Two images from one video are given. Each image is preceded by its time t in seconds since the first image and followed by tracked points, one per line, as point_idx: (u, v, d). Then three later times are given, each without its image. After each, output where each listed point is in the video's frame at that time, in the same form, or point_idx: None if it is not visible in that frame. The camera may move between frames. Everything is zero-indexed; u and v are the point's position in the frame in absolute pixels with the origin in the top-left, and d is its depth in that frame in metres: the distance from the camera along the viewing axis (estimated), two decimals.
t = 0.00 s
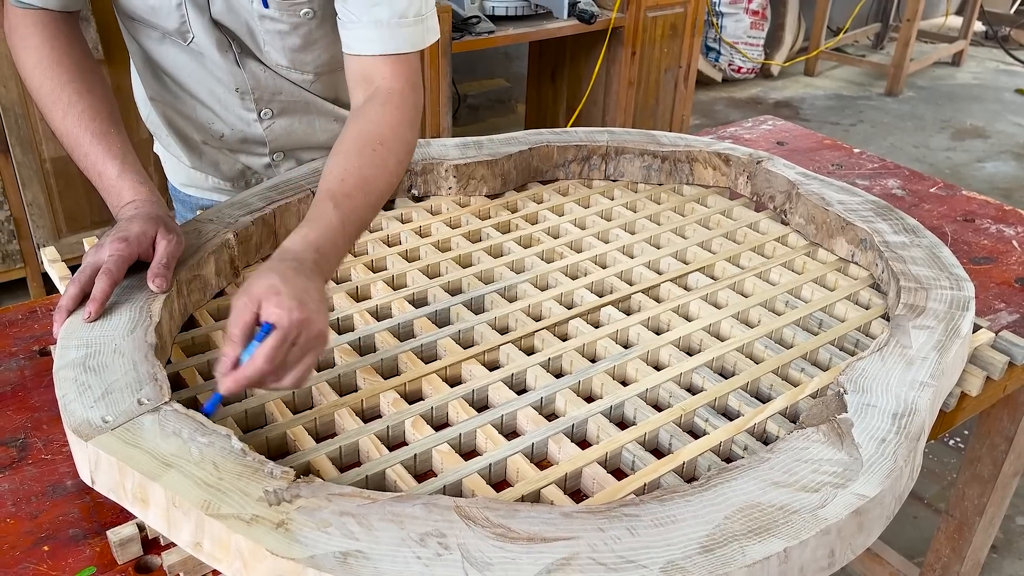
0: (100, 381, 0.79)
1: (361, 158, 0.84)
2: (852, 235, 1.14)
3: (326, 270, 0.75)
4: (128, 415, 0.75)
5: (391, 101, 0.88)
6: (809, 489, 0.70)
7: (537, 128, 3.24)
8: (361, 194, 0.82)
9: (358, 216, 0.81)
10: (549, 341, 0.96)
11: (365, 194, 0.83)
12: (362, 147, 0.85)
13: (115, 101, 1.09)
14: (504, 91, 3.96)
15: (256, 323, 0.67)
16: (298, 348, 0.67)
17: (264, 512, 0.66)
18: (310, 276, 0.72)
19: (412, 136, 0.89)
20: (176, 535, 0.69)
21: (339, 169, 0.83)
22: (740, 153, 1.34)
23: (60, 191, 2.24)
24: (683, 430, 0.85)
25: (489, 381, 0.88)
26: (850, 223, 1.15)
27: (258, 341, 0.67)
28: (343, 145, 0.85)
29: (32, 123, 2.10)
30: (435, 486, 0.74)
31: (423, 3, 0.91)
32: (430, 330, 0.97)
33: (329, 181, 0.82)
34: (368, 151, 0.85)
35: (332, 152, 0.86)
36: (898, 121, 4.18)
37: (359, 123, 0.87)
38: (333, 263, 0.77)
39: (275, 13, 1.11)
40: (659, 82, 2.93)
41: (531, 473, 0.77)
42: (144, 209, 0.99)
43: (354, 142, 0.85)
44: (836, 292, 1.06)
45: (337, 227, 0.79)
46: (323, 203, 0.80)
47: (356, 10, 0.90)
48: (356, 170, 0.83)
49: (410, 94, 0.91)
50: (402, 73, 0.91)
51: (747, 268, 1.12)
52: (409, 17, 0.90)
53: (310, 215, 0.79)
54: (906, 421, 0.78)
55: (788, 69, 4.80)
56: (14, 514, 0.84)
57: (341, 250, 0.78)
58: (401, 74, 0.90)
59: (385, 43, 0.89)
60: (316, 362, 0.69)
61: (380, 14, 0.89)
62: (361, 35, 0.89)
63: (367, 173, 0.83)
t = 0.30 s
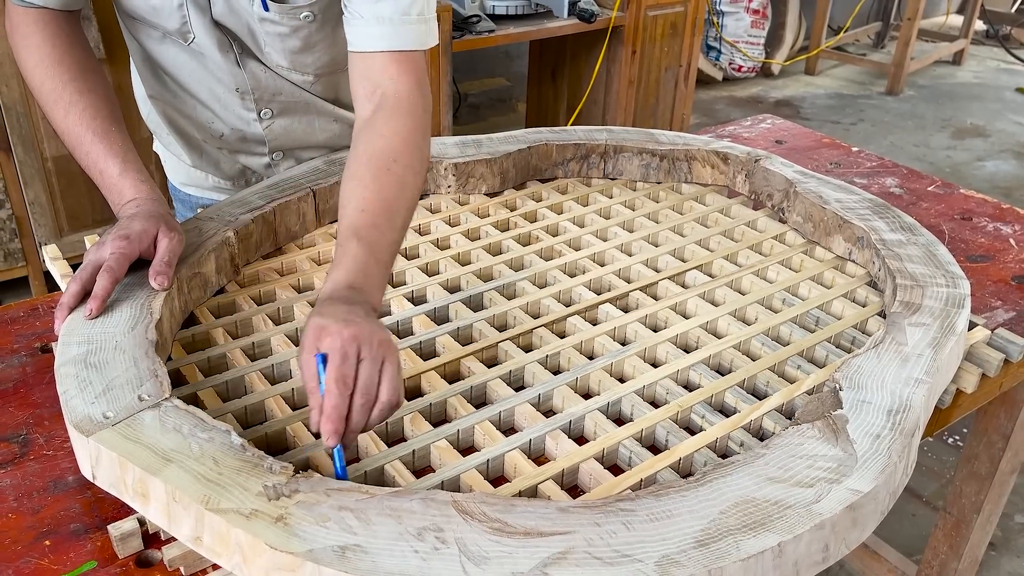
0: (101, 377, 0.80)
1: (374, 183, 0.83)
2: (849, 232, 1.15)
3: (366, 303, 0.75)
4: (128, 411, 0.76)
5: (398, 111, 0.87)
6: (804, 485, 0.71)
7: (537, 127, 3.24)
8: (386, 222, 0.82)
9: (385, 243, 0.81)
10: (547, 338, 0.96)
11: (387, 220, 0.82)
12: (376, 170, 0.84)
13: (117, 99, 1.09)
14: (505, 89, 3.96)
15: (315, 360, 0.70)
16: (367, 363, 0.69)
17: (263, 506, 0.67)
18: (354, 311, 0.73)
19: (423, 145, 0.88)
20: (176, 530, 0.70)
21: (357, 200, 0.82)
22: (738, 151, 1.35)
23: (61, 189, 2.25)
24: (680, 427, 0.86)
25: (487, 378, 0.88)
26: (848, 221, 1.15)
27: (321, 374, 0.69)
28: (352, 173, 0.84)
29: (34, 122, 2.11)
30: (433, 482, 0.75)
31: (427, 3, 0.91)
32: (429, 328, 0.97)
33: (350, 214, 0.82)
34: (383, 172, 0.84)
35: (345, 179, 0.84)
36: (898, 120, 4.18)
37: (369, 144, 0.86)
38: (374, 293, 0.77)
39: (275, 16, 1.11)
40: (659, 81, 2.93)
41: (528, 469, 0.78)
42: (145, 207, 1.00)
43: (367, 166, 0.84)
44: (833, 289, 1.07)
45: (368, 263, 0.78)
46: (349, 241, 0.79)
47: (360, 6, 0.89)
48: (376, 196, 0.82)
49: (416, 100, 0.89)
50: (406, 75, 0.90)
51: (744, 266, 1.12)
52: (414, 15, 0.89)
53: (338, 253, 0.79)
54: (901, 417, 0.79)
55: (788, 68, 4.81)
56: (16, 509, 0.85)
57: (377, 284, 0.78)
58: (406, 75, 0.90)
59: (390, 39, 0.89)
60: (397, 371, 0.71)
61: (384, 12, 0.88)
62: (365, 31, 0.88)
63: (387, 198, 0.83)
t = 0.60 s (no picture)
0: (104, 374, 0.80)
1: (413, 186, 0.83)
2: (849, 230, 1.15)
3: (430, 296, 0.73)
4: (132, 407, 0.76)
5: (425, 120, 0.88)
6: (804, 481, 0.71)
7: (539, 125, 3.24)
8: (431, 221, 0.81)
9: (433, 238, 0.79)
10: (549, 335, 0.96)
11: (431, 218, 0.81)
12: (411, 176, 0.84)
13: (118, 97, 1.10)
14: (506, 87, 3.96)
15: (405, 360, 0.65)
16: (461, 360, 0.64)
17: (266, 502, 0.67)
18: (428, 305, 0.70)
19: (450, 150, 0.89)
20: (179, 525, 0.70)
21: (397, 205, 0.81)
22: (739, 149, 1.35)
23: (63, 187, 2.25)
24: (680, 424, 0.86)
25: (489, 375, 0.89)
26: (849, 219, 1.16)
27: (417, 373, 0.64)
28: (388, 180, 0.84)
29: (36, 119, 2.12)
30: (435, 478, 0.75)
31: (438, 14, 0.92)
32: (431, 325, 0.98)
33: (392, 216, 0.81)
34: (422, 177, 0.84)
35: (382, 187, 0.84)
36: (899, 118, 4.18)
37: (399, 152, 0.86)
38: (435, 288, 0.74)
39: (275, 20, 1.12)
40: (660, 78, 2.93)
41: (530, 465, 0.78)
42: (148, 205, 1.00)
43: (403, 172, 0.84)
44: (834, 287, 1.07)
45: (423, 257, 0.76)
46: (401, 240, 0.78)
47: (374, 19, 0.89)
48: (415, 199, 0.82)
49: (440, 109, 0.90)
50: (429, 86, 0.91)
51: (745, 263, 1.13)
52: (429, 27, 0.90)
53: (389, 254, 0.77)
54: (901, 414, 0.79)
55: (789, 66, 4.81)
56: (20, 505, 0.85)
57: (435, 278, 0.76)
58: (428, 84, 0.91)
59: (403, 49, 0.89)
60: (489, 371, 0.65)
61: (397, 25, 0.88)
62: (377, 43, 0.89)
63: (426, 199, 0.82)
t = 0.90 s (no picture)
0: (107, 371, 0.80)
1: (383, 196, 0.83)
2: (852, 227, 1.15)
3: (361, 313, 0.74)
4: (135, 404, 0.76)
5: (412, 131, 0.87)
6: (808, 478, 0.71)
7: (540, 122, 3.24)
8: (389, 234, 0.82)
9: (386, 253, 0.81)
10: (552, 332, 0.96)
11: (390, 232, 0.82)
12: (382, 185, 0.84)
13: (120, 94, 1.10)
14: (507, 84, 3.96)
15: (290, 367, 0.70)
16: (338, 365, 0.68)
17: (270, 499, 0.67)
18: (354, 319, 0.73)
19: (434, 164, 0.89)
20: (182, 521, 0.70)
21: (362, 212, 0.82)
22: (742, 146, 1.35)
23: (65, 182, 2.25)
24: (684, 420, 0.86)
25: (492, 371, 0.89)
26: (852, 216, 1.15)
27: (296, 380, 0.69)
28: (364, 184, 0.85)
29: (37, 116, 2.11)
30: (438, 475, 0.75)
31: (439, 25, 0.90)
32: (433, 322, 0.98)
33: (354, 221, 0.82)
34: (392, 186, 0.84)
35: (355, 190, 0.85)
36: (901, 115, 4.17)
37: (381, 158, 0.86)
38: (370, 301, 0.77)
39: (281, 22, 1.13)
40: (662, 75, 2.92)
41: (533, 462, 0.78)
42: (150, 202, 1.00)
43: (375, 179, 0.85)
44: (836, 284, 1.07)
45: (365, 271, 0.78)
46: (349, 250, 0.80)
47: (375, 31, 0.88)
48: (380, 207, 0.83)
49: (432, 120, 0.89)
50: (425, 99, 0.89)
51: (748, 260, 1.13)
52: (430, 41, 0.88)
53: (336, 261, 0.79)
54: (904, 412, 0.79)
55: (791, 62, 4.80)
56: (23, 501, 0.85)
57: (377, 291, 0.78)
58: (425, 98, 0.89)
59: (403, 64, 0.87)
60: (371, 370, 0.69)
61: (397, 39, 0.87)
62: (379, 57, 0.87)
63: (392, 210, 0.83)
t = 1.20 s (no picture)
0: (109, 364, 0.80)
1: (401, 197, 0.81)
2: (853, 222, 1.15)
3: (395, 314, 0.72)
4: (137, 397, 0.76)
5: (425, 133, 0.84)
6: (807, 471, 0.71)
7: (541, 117, 3.23)
8: (412, 237, 0.79)
9: (410, 254, 0.78)
10: (552, 326, 0.97)
11: (412, 233, 0.79)
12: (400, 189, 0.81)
13: (123, 88, 1.10)
14: (508, 79, 3.95)
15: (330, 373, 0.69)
16: (384, 366, 0.67)
17: (271, 491, 0.67)
18: (388, 319, 0.71)
19: (447, 163, 0.85)
20: (184, 514, 0.70)
21: (379, 219, 0.80)
22: (743, 140, 1.35)
23: (66, 177, 2.25)
24: (683, 414, 0.86)
25: (492, 365, 0.89)
26: (852, 210, 1.16)
27: (340, 386, 0.68)
28: (378, 189, 0.82)
29: (38, 111, 2.11)
30: (438, 468, 0.75)
31: (448, 21, 0.87)
32: (433, 316, 0.98)
33: (374, 227, 0.80)
34: (410, 189, 0.82)
35: (371, 198, 0.82)
36: (902, 110, 4.16)
37: (393, 163, 0.83)
38: (402, 301, 0.75)
39: (285, 19, 1.12)
40: (663, 70, 2.92)
41: (533, 455, 0.78)
42: (152, 196, 1.01)
43: (390, 183, 0.82)
44: (836, 278, 1.07)
45: (394, 274, 0.76)
46: (373, 256, 0.77)
47: (381, 30, 0.85)
48: (399, 211, 0.80)
49: (444, 119, 0.86)
50: (435, 97, 0.86)
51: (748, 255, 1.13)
52: (437, 38, 0.85)
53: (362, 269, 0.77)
54: (904, 405, 0.79)
55: (792, 58, 4.79)
56: (26, 494, 0.86)
57: (405, 292, 0.76)
58: (434, 98, 0.86)
59: (412, 63, 0.85)
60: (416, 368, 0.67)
61: (405, 36, 0.84)
62: (387, 55, 0.84)
63: (412, 213, 0.80)
